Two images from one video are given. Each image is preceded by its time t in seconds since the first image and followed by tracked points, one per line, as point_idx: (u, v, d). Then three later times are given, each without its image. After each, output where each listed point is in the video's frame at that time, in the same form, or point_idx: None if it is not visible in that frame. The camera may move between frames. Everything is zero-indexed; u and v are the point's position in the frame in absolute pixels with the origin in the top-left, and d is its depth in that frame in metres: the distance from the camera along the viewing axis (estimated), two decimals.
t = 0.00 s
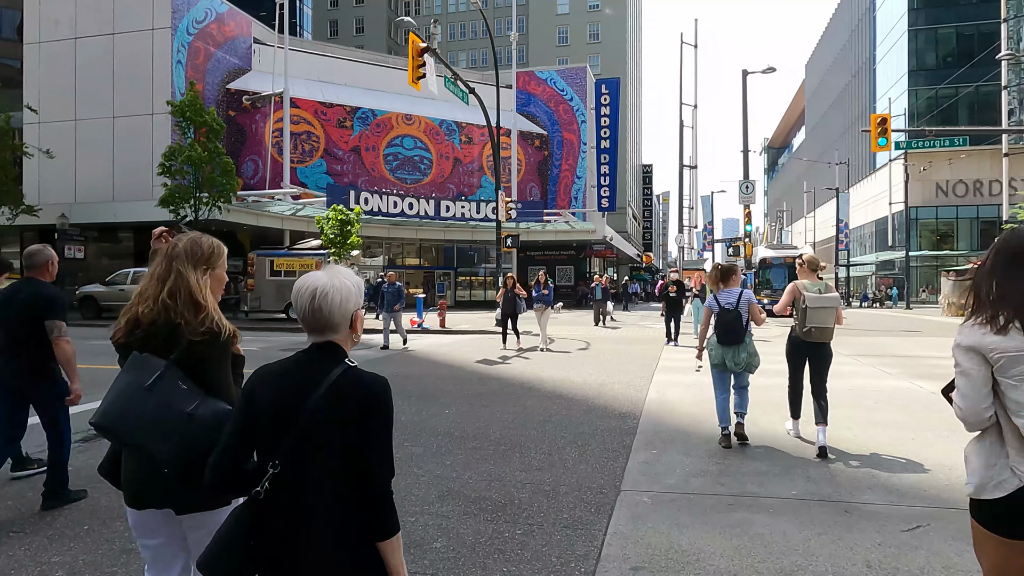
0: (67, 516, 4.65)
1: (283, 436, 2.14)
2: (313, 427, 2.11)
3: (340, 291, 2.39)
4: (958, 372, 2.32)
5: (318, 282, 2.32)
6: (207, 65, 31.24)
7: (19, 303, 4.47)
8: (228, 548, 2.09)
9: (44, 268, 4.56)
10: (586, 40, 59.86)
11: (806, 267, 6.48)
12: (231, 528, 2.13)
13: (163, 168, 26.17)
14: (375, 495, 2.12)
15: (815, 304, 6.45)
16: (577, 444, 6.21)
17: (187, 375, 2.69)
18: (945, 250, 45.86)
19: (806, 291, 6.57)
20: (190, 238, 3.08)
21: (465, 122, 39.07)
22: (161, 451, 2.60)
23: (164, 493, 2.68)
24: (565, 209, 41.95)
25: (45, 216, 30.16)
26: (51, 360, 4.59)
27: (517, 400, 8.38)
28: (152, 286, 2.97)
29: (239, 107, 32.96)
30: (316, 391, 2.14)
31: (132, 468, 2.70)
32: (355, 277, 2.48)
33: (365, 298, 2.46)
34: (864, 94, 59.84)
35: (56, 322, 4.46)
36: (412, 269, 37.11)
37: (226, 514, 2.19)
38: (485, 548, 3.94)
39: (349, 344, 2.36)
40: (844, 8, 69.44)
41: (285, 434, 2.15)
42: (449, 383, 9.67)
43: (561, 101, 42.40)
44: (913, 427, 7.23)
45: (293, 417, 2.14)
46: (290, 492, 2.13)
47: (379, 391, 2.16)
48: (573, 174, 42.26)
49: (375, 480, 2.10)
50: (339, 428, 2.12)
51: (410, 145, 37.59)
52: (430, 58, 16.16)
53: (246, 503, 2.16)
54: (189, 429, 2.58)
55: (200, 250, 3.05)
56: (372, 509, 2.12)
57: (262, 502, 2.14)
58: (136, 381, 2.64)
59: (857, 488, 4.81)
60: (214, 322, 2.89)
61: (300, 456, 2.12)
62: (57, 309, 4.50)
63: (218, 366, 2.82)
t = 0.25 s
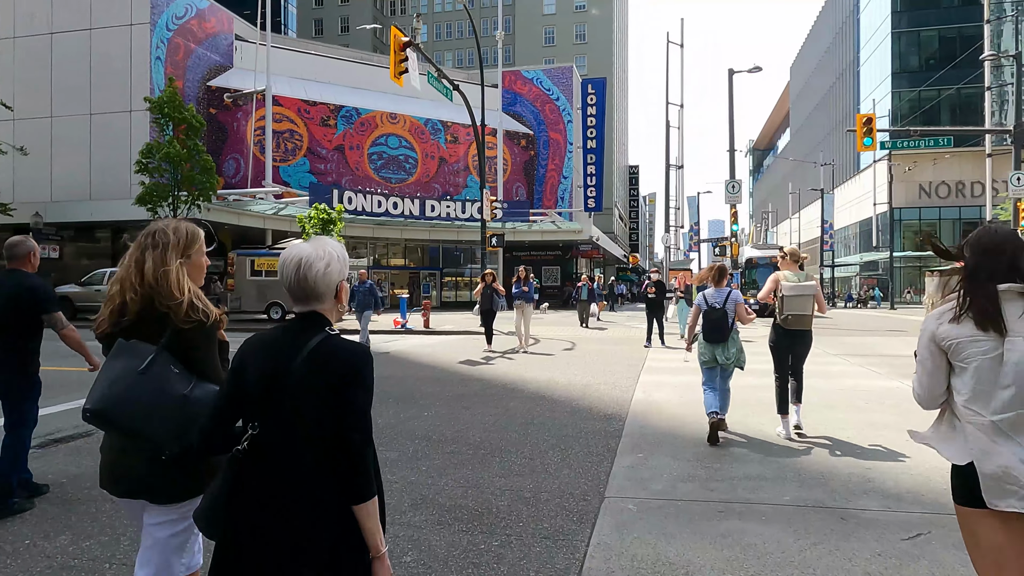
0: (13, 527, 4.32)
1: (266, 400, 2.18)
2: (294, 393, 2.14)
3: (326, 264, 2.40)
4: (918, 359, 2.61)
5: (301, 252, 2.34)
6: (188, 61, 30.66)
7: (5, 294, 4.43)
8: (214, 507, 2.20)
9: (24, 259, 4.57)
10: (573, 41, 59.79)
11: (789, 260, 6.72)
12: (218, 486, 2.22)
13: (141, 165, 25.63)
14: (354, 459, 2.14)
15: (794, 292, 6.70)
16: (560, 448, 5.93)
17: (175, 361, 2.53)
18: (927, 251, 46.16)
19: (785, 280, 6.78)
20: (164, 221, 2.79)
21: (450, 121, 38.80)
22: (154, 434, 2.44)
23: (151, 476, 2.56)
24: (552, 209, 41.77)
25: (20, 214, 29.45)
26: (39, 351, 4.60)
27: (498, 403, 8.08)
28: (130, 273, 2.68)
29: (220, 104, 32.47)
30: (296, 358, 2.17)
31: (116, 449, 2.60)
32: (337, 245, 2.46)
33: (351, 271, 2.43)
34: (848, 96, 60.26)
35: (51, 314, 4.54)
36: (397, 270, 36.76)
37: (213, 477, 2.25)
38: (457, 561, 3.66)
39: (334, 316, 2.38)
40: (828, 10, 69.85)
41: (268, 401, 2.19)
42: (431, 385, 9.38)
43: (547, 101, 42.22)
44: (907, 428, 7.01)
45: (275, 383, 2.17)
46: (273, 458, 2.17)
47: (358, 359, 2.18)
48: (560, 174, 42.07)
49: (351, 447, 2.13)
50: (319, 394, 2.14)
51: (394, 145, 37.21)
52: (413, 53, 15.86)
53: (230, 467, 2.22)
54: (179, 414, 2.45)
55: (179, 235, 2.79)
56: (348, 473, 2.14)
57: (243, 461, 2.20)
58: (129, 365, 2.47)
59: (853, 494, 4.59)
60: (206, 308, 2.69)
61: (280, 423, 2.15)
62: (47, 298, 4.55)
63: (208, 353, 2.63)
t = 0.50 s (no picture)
0: None
1: (256, 422, 2.30)
2: (283, 414, 2.26)
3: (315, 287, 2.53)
4: (907, 349, 2.72)
5: (291, 277, 2.45)
6: (167, 59, 30.10)
7: None
8: (210, 522, 2.34)
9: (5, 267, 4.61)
10: (559, 41, 59.61)
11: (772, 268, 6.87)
12: (211, 503, 2.35)
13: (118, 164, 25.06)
14: (340, 480, 2.25)
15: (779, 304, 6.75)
16: (541, 461, 5.64)
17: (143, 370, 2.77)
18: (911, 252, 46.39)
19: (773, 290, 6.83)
20: (123, 238, 3.08)
21: (436, 121, 38.49)
22: (127, 446, 2.63)
23: (140, 489, 2.73)
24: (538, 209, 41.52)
25: None
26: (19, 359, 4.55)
27: (478, 410, 7.79)
28: (94, 291, 2.97)
29: (201, 103, 31.95)
30: (287, 381, 2.29)
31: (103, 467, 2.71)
32: (329, 269, 2.63)
33: (340, 295, 2.54)
34: (833, 97, 60.62)
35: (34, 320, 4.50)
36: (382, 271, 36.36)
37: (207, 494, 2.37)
38: None
39: (323, 339, 2.49)
40: (813, 12, 70.20)
41: (257, 422, 2.30)
42: (410, 392, 9.08)
43: (533, 101, 41.97)
44: (900, 437, 6.80)
45: (264, 405, 2.29)
46: (263, 476, 2.28)
47: (344, 383, 2.30)
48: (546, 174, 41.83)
49: (338, 469, 2.24)
50: (307, 418, 2.26)
51: (379, 144, 36.82)
52: (395, 50, 15.53)
53: (223, 486, 2.34)
54: (148, 416, 2.64)
55: (141, 249, 3.07)
56: (336, 494, 2.24)
57: (234, 479, 2.33)
58: (93, 381, 2.68)
59: (850, 512, 4.35)
60: (164, 313, 2.94)
61: (271, 443, 2.26)
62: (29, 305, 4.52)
63: (173, 354, 2.88)
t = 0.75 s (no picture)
0: None
1: (264, 398, 2.35)
2: (288, 392, 2.31)
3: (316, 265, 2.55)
4: (900, 348, 2.72)
5: (294, 253, 2.47)
6: (150, 55, 29.56)
7: None
8: (214, 501, 2.39)
9: None
10: (548, 41, 59.42)
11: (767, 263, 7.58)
12: (215, 482, 2.39)
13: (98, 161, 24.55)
14: (349, 452, 2.30)
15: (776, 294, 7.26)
16: (527, 469, 5.35)
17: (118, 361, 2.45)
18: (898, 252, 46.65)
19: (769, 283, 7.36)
20: (124, 222, 2.69)
21: (424, 120, 38.19)
22: (89, 439, 2.34)
23: (111, 483, 2.47)
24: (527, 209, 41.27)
25: None
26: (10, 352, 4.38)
27: (464, 414, 7.50)
28: (77, 268, 2.60)
29: (185, 100, 31.52)
30: (292, 354, 2.35)
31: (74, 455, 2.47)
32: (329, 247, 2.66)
33: (341, 272, 2.58)
34: (820, 99, 60.82)
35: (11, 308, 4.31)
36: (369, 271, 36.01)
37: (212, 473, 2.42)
38: None
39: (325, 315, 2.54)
40: (801, 14, 70.43)
41: (262, 401, 2.36)
42: (394, 394, 8.79)
43: (523, 100, 41.69)
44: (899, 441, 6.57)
45: (268, 384, 2.35)
46: (269, 454, 2.35)
47: (350, 357, 2.36)
48: (535, 174, 41.63)
49: (345, 444, 2.29)
50: (313, 394, 2.32)
51: (367, 143, 36.46)
52: (380, 45, 15.22)
53: (229, 464, 2.39)
54: (110, 415, 2.34)
55: (140, 235, 2.67)
56: (342, 468, 2.30)
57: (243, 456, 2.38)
58: (66, 365, 2.38)
59: (856, 524, 4.09)
60: (146, 304, 2.55)
61: (278, 418, 2.33)
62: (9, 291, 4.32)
63: (153, 352, 2.51)
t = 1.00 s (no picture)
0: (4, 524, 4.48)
1: (264, 412, 2.28)
2: (292, 406, 2.24)
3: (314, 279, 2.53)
4: (881, 337, 3.00)
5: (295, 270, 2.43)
6: (134, 52, 29.03)
7: None
8: (209, 517, 2.28)
9: None
10: (539, 40, 59.21)
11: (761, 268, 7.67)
12: (211, 499, 2.29)
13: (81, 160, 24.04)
14: (353, 467, 2.27)
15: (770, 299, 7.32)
16: (518, 483, 5.06)
17: (125, 375, 2.59)
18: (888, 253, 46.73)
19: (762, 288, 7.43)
20: (138, 235, 2.87)
21: (414, 119, 37.85)
22: (99, 447, 2.49)
23: (116, 491, 2.60)
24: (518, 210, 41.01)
25: None
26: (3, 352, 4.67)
27: (452, 422, 7.20)
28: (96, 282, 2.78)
29: (170, 98, 31.13)
30: (297, 367, 2.29)
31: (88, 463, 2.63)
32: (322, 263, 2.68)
33: (338, 288, 2.54)
34: (810, 100, 60.94)
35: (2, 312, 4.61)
36: (359, 272, 35.64)
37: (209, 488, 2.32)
38: None
39: (323, 330, 2.48)
40: (792, 15, 70.56)
41: (264, 416, 2.28)
42: (382, 401, 8.50)
43: (514, 99, 41.42)
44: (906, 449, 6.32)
45: (271, 395, 2.28)
46: (271, 468, 2.27)
47: (354, 371, 2.32)
48: (526, 174, 41.37)
49: (351, 458, 2.26)
50: (318, 408, 2.26)
51: (356, 142, 36.08)
52: (368, 42, 14.88)
53: (228, 480, 2.30)
54: (114, 427, 2.48)
55: (153, 248, 2.84)
56: (347, 481, 2.26)
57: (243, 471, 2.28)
58: (77, 379, 2.55)
59: (871, 544, 3.83)
60: (157, 319, 2.72)
61: (281, 432, 2.26)
62: None
63: (163, 365, 2.67)
